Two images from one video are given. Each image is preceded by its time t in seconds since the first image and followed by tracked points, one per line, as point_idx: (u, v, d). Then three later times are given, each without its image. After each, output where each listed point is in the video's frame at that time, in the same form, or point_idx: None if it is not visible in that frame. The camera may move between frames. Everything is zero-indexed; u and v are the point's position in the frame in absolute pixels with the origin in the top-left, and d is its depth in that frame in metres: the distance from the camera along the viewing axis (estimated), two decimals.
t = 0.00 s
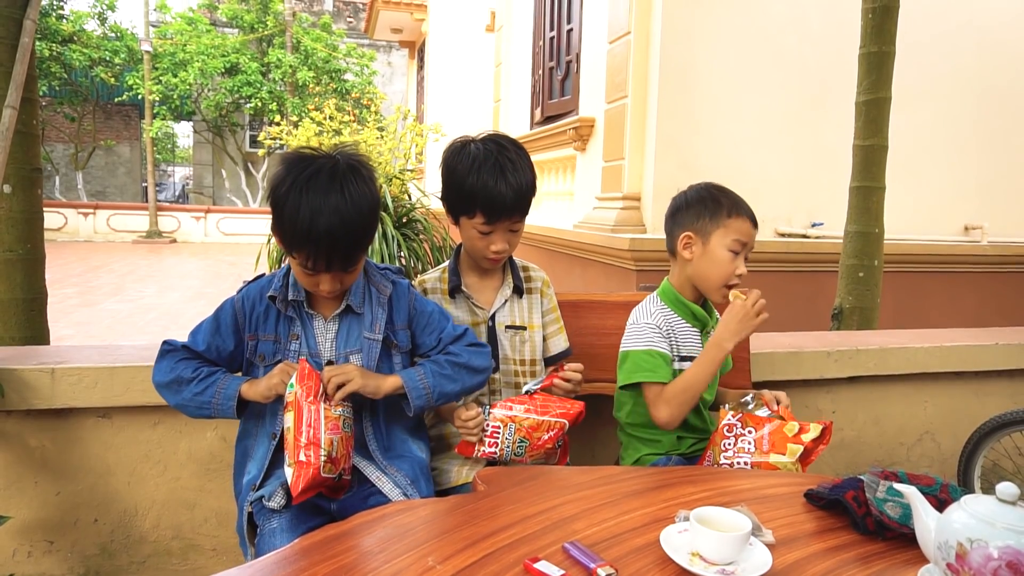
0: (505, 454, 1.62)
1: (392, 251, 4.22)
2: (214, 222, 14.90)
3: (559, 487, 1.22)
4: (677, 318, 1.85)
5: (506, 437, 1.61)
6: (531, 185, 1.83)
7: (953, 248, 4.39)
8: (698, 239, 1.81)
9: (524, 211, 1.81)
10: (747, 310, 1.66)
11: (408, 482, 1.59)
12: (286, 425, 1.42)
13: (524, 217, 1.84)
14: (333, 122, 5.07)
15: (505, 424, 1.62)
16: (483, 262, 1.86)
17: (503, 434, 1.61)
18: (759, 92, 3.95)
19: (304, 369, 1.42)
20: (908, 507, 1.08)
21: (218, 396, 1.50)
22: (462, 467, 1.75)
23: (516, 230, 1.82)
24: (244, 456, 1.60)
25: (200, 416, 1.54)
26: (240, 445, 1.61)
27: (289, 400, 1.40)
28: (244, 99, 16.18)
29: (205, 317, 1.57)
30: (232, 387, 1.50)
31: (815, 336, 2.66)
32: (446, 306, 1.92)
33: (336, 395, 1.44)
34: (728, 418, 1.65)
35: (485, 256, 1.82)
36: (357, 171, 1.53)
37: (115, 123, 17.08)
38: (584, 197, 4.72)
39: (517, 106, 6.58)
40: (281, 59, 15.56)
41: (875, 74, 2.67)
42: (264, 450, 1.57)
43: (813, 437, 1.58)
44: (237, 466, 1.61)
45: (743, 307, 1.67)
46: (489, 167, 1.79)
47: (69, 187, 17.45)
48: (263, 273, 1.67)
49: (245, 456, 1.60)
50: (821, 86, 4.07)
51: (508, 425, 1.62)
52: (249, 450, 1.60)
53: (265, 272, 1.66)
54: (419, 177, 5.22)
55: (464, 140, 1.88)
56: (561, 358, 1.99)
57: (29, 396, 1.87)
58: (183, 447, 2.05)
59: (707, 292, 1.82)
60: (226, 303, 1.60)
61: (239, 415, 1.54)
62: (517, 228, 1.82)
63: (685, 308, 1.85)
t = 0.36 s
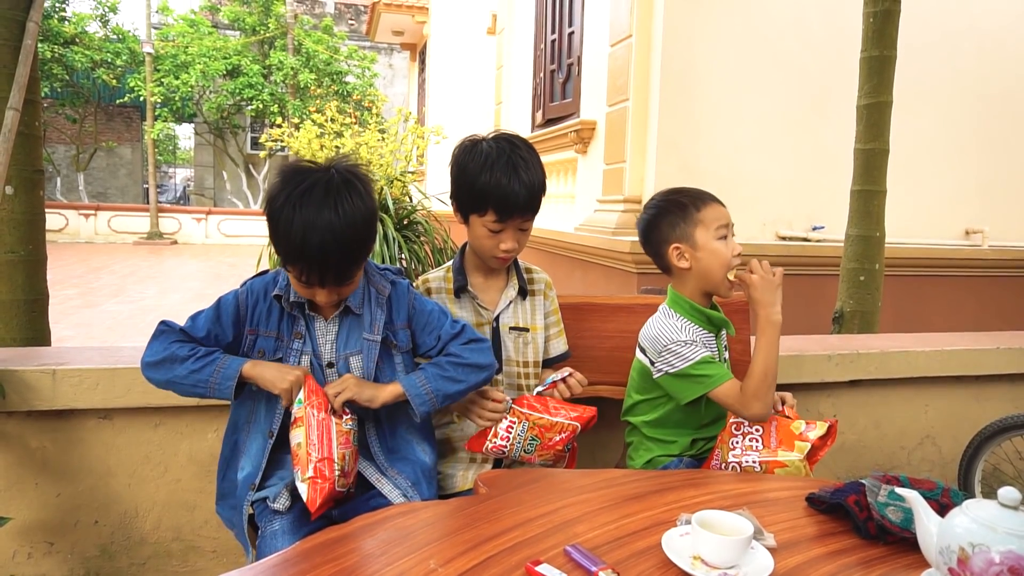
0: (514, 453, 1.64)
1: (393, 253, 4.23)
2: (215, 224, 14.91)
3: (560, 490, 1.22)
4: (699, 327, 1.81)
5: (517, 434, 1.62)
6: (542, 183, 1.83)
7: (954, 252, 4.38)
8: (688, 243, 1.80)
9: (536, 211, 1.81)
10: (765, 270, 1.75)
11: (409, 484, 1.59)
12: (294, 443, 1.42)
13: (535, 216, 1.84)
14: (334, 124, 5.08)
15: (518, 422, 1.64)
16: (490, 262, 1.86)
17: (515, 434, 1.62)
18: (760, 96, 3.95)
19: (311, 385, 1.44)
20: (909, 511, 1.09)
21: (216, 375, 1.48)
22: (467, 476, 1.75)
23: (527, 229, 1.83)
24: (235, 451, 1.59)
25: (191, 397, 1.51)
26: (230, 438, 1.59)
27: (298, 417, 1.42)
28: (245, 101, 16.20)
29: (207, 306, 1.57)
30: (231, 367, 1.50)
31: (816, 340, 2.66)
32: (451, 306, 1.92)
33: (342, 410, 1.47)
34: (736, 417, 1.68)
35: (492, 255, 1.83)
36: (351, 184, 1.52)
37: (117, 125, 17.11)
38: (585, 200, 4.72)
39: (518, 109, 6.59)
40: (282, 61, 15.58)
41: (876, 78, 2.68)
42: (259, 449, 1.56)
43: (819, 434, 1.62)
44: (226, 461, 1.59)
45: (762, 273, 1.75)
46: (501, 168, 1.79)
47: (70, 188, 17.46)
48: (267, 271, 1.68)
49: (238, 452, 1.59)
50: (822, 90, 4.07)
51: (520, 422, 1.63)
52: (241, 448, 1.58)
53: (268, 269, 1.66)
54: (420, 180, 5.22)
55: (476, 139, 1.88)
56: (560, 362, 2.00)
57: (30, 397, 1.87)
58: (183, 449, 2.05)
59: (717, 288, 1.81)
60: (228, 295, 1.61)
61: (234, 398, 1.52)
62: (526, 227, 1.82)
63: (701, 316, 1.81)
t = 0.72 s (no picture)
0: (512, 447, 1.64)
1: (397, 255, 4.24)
2: (219, 226, 14.95)
3: (564, 492, 1.22)
4: (661, 338, 1.83)
5: (512, 429, 1.65)
6: (546, 183, 1.82)
7: (958, 255, 4.38)
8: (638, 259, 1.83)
9: (542, 211, 1.81)
10: (717, 276, 1.67)
11: (414, 487, 1.60)
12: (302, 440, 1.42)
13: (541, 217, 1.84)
14: (338, 127, 5.09)
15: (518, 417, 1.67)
16: (498, 263, 1.86)
17: (513, 428, 1.65)
18: (764, 98, 3.95)
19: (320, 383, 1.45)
20: (914, 515, 1.08)
21: (222, 405, 1.50)
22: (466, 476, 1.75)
23: (533, 230, 1.83)
24: (243, 457, 1.60)
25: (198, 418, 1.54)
26: (238, 446, 1.60)
27: (308, 413, 1.42)
28: (249, 103, 16.25)
29: (210, 318, 1.56)
30: (237, 398, 1.51)
31: (820, 343, 2.66)
32: (458, 305, 1.92)
33: (348, 410, 1.49)
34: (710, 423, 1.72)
35: (500, 257, 1.83)
36: (356, 198, 1.52)
37: (122, 127, 17.17)
38: (588, 202, 4.72)
39: (522, 111, 6.60)
40: (286, 64, 15.62)
41: (880, 81, 2.67)
42: (267, 455, 1.57)
43: (784, 443, 1.63)
44: (236, 467, 1.61)
45: (709, 279, 1.67)
46: (505, 170, 1.79)
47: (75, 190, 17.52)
48: (267, 276, 1.67)
49: (245, 457, 1.60)
50: (826, 93, 4.07)
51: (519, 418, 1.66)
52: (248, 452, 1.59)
53: (270, 276, 1.66)
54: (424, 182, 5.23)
55: (481, 141, 1.89)
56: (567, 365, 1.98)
57: (35, 398, 1.88)
58: (188, 451, 2.06)
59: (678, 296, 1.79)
60: (230, 304, 1.60)
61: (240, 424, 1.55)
62: (532, 227, 1.82)
63: (665, 328, 1.83)
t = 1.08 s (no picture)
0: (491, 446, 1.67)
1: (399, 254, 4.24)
2: (221, 226, 14.95)
3: (564, 492, 1.22)
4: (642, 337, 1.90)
5: (491, 429, 1.68)
6: (542, 182, 1.83)
7: (960, 254, 4.37)
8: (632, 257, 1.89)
9: (537, 209, 1.81)
10: (652, 285, 1.73)
11: (415, 483, 1.59)
12: (305, 443, 1.41)
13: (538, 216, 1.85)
14: (339, 127, 5.09)
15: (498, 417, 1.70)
16: (499, 262, 1.86)
17: (492, 427, 1.69)
18: (765, 97, 3.95)
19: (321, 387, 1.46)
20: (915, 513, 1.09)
21: (225, 419, 1.51)
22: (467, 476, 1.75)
23: (531, 229, 1.83)
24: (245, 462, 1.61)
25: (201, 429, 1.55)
26: (240, 452, 1.61)
27: (311, 416, 1.42)
28: (251, 103, 16.26)
29: (206, 328, 1.55)
30: (240, 411, 1.52)
31: (822, 342, 2.65)
32: (457, 304, 1.92)
33: (349, 415, 1.49)
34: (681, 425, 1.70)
35: (499, 256, 1.83)
36: (363, 202, 1.52)
37: (123, 127, 17.19)
38: (589, 201, 4.72)
39: (522, 111, 6.60)
40: (288, 64, 15.63)
41: (882, 80, 2.67)
42: (269, 459, 1.58)
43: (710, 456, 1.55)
44: (239, 471, 1.61)
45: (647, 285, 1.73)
46: (499, 170, 1.79)
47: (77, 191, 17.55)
48: (264, 281, 1.67)
49: (247, 462, 1.60)
50: (828, 91, 4.07)
51: (498, 418, 1.70)
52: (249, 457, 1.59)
53: (266, 281, 1.65)
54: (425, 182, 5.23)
55: (475, 142, 1.89)
56: (569, 364, 1.98)
57: (36, 398, 1.88)
58: (189, 450, 2.06)
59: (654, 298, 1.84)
60: (227, 311, 1.58)
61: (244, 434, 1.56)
62: (531, 225, 1.82)
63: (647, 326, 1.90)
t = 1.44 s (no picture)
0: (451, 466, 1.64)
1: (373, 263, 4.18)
2: (194, 233, 14.71)
3: (528, 516, 1.18)
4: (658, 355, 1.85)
5: (447, 450, 1.65)
6: (511, 189, 1.79)
7: (931, 264, 4.41)
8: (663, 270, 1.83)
9: (505, 218, 1.76)
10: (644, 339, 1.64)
11: (377, 507, 1.55)
12: (257, 489, 1.35)
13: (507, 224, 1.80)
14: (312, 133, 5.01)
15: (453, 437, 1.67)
16: (467, 272, 1.82)
17: (448, 449, 1.65)
18: (739, 107, 3.96)
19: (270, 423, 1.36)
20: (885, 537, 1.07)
21: (161, 408, 1.41)
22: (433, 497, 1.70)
23: (499, 237, 1.79)
24: (199, 479, 1.54)
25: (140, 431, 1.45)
26: (193, 468, 1.54)
27: (259, 461, 1.34)
28: (226, 108, 16.07)
29: (161, 333, 1.51)
30: (178, 400, 1.42)
31: (795, 353, 2.64)
32: (424, 318, 1.88)
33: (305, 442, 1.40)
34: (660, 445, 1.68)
35: (467, 265, 1.79)
36: (347, 195, 1.49)
37: (95, 131, 16.91)
38: (565, 210, 4.70)
39: (499, 118, 6.57)
40: (264, 69, 15.47)
41: (853, 91, 2.68)
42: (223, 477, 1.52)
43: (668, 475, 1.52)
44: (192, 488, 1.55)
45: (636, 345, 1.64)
46: (467, 175, 1.76)
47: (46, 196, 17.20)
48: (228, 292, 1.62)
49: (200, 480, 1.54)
50: (801, 101, 4.09)
51: (454, 438, 1.66)
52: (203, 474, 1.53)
53: (229, 291, 1.61)
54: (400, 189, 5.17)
55: (443, 149, 1.85)
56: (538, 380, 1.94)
57: None
58: (146, 469, 1.98)
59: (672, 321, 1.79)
60: (185, 320, 1.54)
61: (185, 432, 1.45)
62: (498, 234, 1.78)
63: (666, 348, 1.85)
